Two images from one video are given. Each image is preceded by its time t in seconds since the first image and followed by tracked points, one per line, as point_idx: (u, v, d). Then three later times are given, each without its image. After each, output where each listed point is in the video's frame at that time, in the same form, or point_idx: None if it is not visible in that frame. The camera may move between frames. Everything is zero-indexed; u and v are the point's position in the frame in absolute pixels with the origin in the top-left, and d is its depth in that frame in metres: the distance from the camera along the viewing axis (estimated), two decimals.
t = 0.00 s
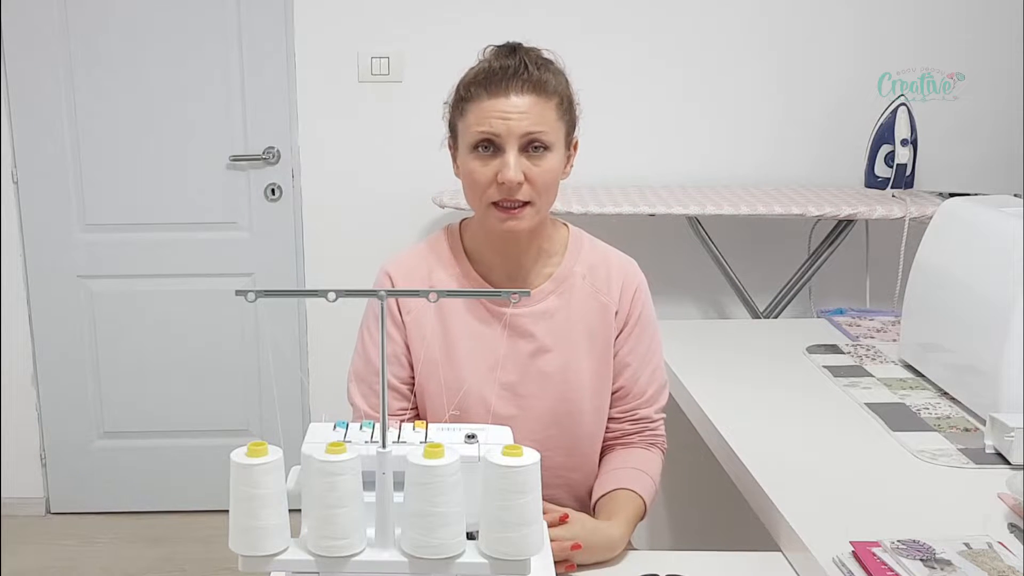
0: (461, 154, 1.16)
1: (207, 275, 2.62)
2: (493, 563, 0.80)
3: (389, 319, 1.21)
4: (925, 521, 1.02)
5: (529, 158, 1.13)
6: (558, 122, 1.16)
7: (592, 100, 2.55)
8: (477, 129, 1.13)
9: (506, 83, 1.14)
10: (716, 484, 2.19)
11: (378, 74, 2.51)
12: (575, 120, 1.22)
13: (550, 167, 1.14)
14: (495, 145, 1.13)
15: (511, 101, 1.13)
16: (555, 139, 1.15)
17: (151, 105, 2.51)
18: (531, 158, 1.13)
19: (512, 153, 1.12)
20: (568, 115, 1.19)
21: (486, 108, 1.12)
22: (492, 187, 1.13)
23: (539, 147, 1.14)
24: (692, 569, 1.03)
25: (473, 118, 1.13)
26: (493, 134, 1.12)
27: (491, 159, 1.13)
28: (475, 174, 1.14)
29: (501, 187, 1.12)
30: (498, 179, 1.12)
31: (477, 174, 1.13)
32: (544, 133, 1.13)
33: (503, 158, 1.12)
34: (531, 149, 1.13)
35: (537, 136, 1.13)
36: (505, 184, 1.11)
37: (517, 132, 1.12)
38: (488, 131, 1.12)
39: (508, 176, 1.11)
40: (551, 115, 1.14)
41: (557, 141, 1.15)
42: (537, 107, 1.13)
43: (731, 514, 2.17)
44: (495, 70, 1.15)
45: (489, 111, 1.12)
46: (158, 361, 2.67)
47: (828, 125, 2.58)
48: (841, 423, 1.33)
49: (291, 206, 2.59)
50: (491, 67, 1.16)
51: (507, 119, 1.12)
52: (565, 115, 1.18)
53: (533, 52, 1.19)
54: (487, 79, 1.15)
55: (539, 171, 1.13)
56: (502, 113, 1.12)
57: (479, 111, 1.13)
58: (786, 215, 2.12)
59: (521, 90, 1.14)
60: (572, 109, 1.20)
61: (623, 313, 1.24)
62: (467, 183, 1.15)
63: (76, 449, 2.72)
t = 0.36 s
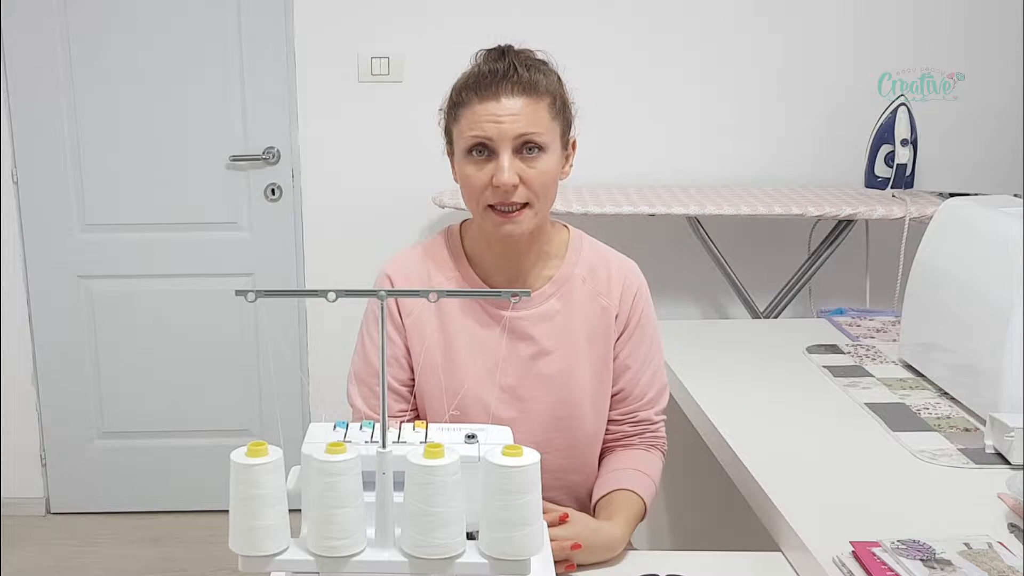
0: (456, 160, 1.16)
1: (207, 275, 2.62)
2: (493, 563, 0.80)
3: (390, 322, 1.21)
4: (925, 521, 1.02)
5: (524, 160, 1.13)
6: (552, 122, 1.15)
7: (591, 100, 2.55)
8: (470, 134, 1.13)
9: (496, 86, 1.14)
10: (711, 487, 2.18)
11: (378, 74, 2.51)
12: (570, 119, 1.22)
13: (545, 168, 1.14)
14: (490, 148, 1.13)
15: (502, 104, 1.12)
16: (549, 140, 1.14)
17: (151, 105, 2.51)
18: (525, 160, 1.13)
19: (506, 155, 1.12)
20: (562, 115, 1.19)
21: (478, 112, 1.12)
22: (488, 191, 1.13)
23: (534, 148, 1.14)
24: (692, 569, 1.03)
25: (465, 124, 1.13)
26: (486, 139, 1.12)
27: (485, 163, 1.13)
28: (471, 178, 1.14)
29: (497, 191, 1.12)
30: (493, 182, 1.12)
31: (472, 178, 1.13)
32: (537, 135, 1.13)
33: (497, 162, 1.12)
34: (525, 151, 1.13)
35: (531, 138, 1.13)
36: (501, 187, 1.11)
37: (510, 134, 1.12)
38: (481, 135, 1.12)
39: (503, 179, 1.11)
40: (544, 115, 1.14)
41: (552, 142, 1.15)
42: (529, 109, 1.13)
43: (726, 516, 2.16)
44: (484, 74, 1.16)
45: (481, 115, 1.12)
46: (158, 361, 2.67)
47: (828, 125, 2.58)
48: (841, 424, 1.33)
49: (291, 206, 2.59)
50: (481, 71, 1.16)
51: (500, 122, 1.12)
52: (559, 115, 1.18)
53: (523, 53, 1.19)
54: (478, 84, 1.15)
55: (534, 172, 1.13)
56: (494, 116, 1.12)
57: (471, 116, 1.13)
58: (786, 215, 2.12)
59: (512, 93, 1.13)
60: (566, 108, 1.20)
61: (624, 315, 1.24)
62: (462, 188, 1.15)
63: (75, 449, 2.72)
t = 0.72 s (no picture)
0: (456, 159, 1.16)
1: (207, 275, 2.62)
2: (493, 563, 0.80)
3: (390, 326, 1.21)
4: (925, 521, 1.02)
5: (524, 160, 1.13)
6: (552, 123, 1.15)
7: (591, 100, 2.55)
8: (470, 133, 1.13)
9: (497, 85, 1.14)
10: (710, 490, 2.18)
11: (378, 73, 2.51)
12: (571, 121, 1.21)
13: (545, 168, 1.14)
14: (489, 147, 1.13)
15: (503, 103, 1.13)
16: (549, 140, 1.14)
17: (151, 105, 2.51)
18: (524, 160, 1.13)
19: (505, 155, 1.12)
20: (563, 116, 1.19)
21: (478, 110, 1.12)
22: (488, 190, 1.13)
23: (534, 147, 1.14)
24: (692, 569, 1.03)
25: (465, 123, 1.13)
26: (485, 137, 1.12)
27: (485, 162, 1.13)
28: (471, 178, 1.13)
29: (496, 190, 1.12)
30: (493, 181, 1.12)
31: (472, 177, 1.13)
32: (537, 134, 1.13)
33: (497, 161, 1.12)
34: (525, 150, 1.13)
35: (531, 137, 1.13)
36: (500, 186, 1.11)
37: (510, 134, 1.12)
38: (481, 134, 1.12)
39: (502, 178, 1.11)
40: (545, 115, 1.14)
41: (552, 142, 1.15)
42: (529, 108, 1.13)
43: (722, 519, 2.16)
44: (485, 73, 1.16)
45: (481, 114, 1.12)
46: (158, 360, 2.67)
47: (828, 124, 2.58)
48: (841, 424, 1.32)
49: (291, 206, 2.59)
50: (483, 70, 1.16)
51: (500, 121, 1.12)
52: (560, 116, 1.18)
53: (525, 54, 1.19)
54: (479, 82, 1.15)
55: (533, 172, 1.13)
56: (494, 115, 1.12)
57: (471, 115, 1.13)
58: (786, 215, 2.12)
59: (512, 92, 1.13)
60: (567, 110, 1.20)
61: (623, 317, 1.24)
62: (462, 187, 1.15)
63: (75, 449, 2.72)
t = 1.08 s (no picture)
0: (458, 143, 1.16)
1: (205, 271, 2.61)
2: (492, 559, 0.80)
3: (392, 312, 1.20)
4: (925, 518, 1.02)
5: (526, 142, 1.12)
6: (554, 104, 1.15)
7: (591, 98, 2.54)
8: (471, 115, 1.12)
9: (498, 66, 1.13)
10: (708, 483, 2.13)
11: (376, 69, 2.50)
12: (574, 104, 1.21)
13: (548, 151, 1.13)
14: (491, 130, 1.12)
15: (504, 85, 1.12)
16: (552, 122, 1.14)
17: (150, 102, 2.50)
18: (527, 142, 1.12)
19: (507, 137, 1.11)
20: (566, 98, 1.18)
21: (479, 93, 1.12)
22: (490, 173, 1.12)
23: (535, 130, 1.13)
24: (691, 567, 1.02)
25: (467, 105, 1.13)
26: (486, 120, 1.12)
27: (487, 145, 1.12)
28: (473, 161, 1.12)
29: (498, 172, 1.11)
30: (494, 165, 1.11)
31: (474, 161, 1.12)
32: (538, 116, 1.12)
33: (498, 143, 1.12)
34: (527, 132, 1.13)
35: (533, 119, 1.12)
36: (501, 169, 1.10)
37: (511, 116, 1.11)
38: (482, 116, 1.12)
39: (504, 161, 1.10)
40: (547, 97, 1.14)
41: (555, 125, 1.14)
42: (530, 90, 1.12)
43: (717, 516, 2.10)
44: (487, 55, 1.15)
45: (482, 96, 1.12)
46: (156, 356, 2.67)
47: (828, 120, 2.58)
48: (841, 420, 1.32)
49: (289, 203, 2.58)
50: (484, 52, 1.16)
51: (501, 103, 1.11)
52: (562, 98, 1.17)
53: (527, 36, 1.18)
54: (481, 64, 1.14)
55: (536, 154, 1.12)
56: (495, 98, 1.11)
57: (473, 97, 1.12)
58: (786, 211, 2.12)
59: (514, 74, 1.13)
60: (570, 91, 1.19)
61: (630, 305, 1.24)
62: (465, 171, 1.14)
63: (73, 445, 2.71)
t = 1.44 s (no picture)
0: (460, 140, 1.16)
1: (205, 271, 2.61)
2: (492, 559, 0.80)
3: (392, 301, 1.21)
4: (925, 518, 1.02)
5: (526, 141, 1.13)
6: (556, 105, 1.15)
7: (591, 98, 2.54)
8: (473, 114, 1.12)
9: (501, 65, 1.14)
10: (706, 478, 2.10)
11: (376, 69, 2.50)
12: (576, 102, 1.21)
13: (548, 150, 1.13)
14: (492, 129, 1.13)
15: (507, 84, 1.12)
16: (553, 122, 1.14)
17: (151, 103, 2.50)
18: (527, 141, 1.13)
19: (508, 136, 1.12)
20: (567, 97, 1.18)
21: (481, 91, 1.12)
22: (490, 171, 1.12)
23: (537, 130, 1.13)
24: (691, 567, 1.02)
25: (469, 103, 1.13)
26: (488, 119, 1.12)
27: (487, 144, 1.13)
28: (473, 158, 1.13)
29: (498, 171, 1.12)
30: (495, 163, 1.11)
31: (475, 158, 1.13)
32: (540, 116, 1.12)
33: (499, 142, 1.12)
34: (528, 132, 1.13)
35: (535, 119, 1.12)
36: (501, 168, 1.11)
37: (513, 116, 1.12)
38: (483, 115, 1.12)
39: (504, 160, 1.10)
40: (549, 97, 1.14)
41: (556, 124, 1.14)
42: (532, 90, 1.12)
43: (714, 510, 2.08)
44: (490, 53, 1.15)
45: (485, 95, 1.12)
46: (156, 356, 2.67)
47: (829, 119, 2.58)
48: (841, 420, 1.32)
49: (289, 203, 2.58)
50: (488, 50, 1.16)
51: (503, 103, 1.11)
52: (564, 97, 1.17)
53: (532, 34, 1.18)
54: (484, 62, 1.14)
55: (535, 155, 1.13)
56: (498, 97, 1.12)
57: (475, 95, 1.12)
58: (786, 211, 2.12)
59: (517, 73, 1.13)
60: (572, 90, 1.20)
61: (630, 295, 1.24)
62: (465, 167, 1.15)
63: (73, 445, 2.71)
